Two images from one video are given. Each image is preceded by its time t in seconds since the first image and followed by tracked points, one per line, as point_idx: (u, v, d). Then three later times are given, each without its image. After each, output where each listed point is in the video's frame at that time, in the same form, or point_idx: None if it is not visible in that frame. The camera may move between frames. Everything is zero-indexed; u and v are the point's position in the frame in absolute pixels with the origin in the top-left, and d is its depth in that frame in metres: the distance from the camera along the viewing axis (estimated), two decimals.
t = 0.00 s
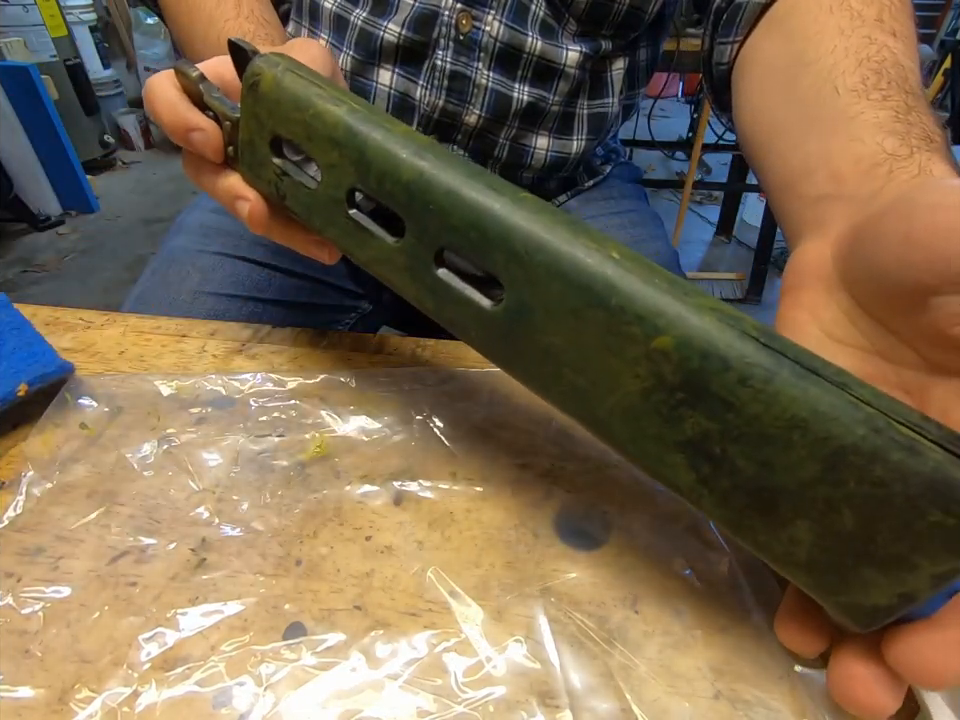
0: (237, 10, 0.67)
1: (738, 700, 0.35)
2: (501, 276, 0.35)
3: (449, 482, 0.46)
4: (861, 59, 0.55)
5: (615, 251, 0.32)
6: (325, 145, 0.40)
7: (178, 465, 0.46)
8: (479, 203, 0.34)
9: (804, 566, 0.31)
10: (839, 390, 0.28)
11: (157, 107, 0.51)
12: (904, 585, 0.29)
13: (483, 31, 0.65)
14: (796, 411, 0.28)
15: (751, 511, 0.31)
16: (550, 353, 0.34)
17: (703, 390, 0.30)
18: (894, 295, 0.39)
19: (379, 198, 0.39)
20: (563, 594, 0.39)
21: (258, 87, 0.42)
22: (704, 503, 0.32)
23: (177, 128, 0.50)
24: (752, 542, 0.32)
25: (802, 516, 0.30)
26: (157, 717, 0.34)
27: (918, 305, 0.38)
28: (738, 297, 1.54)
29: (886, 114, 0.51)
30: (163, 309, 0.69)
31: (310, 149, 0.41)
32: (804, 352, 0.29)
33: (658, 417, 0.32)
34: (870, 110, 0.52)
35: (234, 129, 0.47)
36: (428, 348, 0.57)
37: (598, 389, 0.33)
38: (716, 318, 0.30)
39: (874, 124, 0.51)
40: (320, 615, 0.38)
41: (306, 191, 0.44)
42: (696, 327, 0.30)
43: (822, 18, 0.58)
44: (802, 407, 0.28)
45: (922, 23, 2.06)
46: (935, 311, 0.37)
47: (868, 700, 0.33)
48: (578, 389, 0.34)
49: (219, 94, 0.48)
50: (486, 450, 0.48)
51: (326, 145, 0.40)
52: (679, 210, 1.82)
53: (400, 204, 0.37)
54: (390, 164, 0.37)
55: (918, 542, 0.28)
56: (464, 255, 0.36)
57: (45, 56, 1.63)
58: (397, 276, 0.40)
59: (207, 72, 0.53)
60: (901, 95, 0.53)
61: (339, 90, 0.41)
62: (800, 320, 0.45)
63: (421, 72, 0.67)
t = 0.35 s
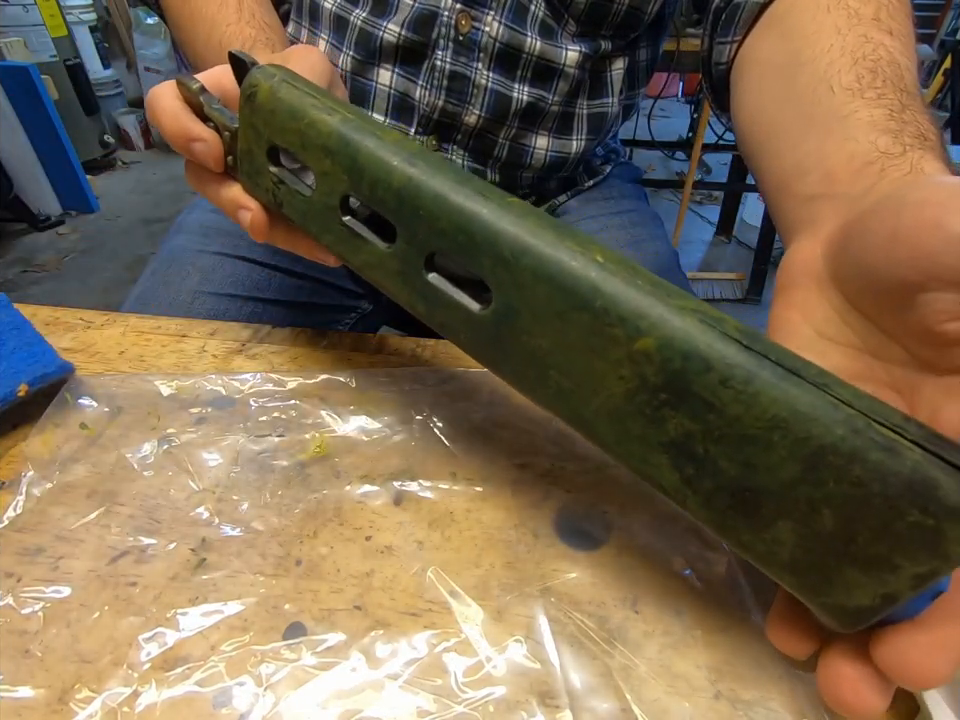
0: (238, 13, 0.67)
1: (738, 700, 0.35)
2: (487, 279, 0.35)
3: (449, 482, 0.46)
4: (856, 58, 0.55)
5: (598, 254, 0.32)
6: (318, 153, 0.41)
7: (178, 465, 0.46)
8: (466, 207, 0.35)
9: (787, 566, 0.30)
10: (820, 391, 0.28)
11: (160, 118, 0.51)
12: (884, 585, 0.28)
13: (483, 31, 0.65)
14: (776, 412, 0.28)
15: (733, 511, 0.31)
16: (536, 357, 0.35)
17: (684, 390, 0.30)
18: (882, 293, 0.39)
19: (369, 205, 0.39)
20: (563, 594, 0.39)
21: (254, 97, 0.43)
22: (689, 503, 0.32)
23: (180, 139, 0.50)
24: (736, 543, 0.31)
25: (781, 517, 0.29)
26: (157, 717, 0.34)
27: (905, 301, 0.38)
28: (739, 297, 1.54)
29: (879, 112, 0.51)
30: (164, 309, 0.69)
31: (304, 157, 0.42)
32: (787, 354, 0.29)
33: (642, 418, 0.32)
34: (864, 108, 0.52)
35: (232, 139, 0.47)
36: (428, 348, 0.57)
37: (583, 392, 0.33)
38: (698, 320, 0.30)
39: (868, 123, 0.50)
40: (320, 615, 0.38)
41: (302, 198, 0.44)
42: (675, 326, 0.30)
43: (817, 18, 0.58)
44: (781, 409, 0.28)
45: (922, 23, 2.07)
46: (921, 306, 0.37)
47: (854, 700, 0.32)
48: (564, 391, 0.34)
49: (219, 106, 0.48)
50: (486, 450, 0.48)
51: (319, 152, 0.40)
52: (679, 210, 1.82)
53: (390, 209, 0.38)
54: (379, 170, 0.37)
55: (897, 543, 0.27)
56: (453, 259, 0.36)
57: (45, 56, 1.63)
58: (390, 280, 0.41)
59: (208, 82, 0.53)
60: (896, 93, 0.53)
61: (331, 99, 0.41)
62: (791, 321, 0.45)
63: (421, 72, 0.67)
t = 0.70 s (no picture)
0: (220, 28, 0.69)
1: (738, 700, 0.35)
2: (394, 294, 0.36)
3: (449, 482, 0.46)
4: (825, 56, 0.55)
5: (486, 258, 0.33)
6: (225, 190, 0.41)
7: (178, 465, 0.46)
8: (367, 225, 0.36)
9: (689, 526, 0.31)
10: (695, 363, 0.28)
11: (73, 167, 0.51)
12: (771, 533, 0.28)
13: (483, 32, 0.65)
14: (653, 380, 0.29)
15: (638, 482, 0.31)
16: (449, 364, 0.35)
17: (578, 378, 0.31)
18: (809, 263, 0.39)
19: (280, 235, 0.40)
20: (563, 594, 0.39)
21: (161, 146, 0.44)
22: (602, 480, 0.33)
23: (93, 188, 0.50)
24: (649, 512, 0.32)
25: (679, 483, 0.30)
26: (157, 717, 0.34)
27: (827, 269, 0.37)
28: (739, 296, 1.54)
29: (839, 105, 0.51)
30: (165, 307, 0.70)
31: (215, 196, 0.42)
32: (666, 334, 0.30)
33: (548, 409, 0.32)
34: (825, 101, 0.51)
35: (149, 185, 0.48)
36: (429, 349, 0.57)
37: (494, 394, 0.34)
38: (581, 311, 0.31)
39: (829, 113, 0.50)
40: (320, 615, 0.38)
41: (220, 237, 0.45)
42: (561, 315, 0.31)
43: (799, 18, 0.58)
44: (660, 387, 0.29)
45: (924, 22, 2.07)
46: (839, 274, 0.37)
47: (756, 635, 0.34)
48: (479, 393, 0.35)
49: (130, 154, 0.48)
50: (485, 450, 0.48)
51: (226, 187, 0.41)
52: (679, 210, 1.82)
53: (298, 237, 0.39)
54: (282, 201, 0.38)
55: (774, 494, 0.27)
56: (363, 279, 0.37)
57: (44, 56, 1.66)
58: (315, 305, 0.41)
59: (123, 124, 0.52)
60: (857, 89, 0.53)
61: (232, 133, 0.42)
62: (740, 298, 0.45)
63: (421, 73, 0.67)
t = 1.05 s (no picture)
0: (208, 30, 0.69)
1: (738, 700, 0.35)
2: (337, 290, 0.37)
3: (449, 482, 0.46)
4: (802, 53, 0.55)
5: (418, 254, 0.35)
6: (177, 198, 0.43)
7: (177, 465, 0.46)
8: (308, 224, 0.37)
9: (622, 501, 0.31)
10: (611, 341, 0.30)
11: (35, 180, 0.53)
12: (694, 503, 0.29)
13: (482, 32, 0.65)
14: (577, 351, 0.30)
15: (569, 459, 0.32)
16: (391, 355, 0.37)
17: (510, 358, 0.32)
18: (759, 239, 0.39)
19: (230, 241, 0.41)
20: (562, 595, 0.39)
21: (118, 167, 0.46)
22: (539, 462, 0.33)
23: (53, 203, 0.53)
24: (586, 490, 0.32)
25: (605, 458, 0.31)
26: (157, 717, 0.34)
27: (776, 247, 0.38)
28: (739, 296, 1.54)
29: (809, 96, 0.51)
30: (164, 306, 0.70)
31: (171, 209, 0.44)
32: (585, 316, 0.31)
33: (482, 394, 0.34)
34: (796, 93, 0.51)
35: (107, 198, 0.50)
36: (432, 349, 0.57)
37: (436, 382, 0.35)
38: (506, 296, 0.32)
39: (800, 104, 0.50)
40: (320, 615, 0.38)
41: (175, 245, 0.46)
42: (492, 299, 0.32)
43: (784, 17, 0.58)
44: (575, 369, 0.30)
45: (924, 23, 2.07)
46: (787, 251, 0.37)
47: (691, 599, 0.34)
48: (422, 381, 0.36)
49: (88, 170, 0.50)
50: (485, 450, 0.48)
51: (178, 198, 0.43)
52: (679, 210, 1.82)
53: (245, 242, 0.40)
54: (229, 208, 0.40)
55: (688, 462, 0.28)
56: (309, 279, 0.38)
57: (44, 56, 1.66)
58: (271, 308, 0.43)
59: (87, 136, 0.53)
60: (827, 81, 0.52)
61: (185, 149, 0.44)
62: (705, 286, 0.45)
63: (419, 72, 0.67)
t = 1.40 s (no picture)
0: (209, 28, 0.69)
1: (738, 700, 0.35)
2: (369, 238, 0.37)
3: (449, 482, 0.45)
4: (791, 56, 0.55)
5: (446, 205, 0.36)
6: (204, 157, 0.42)
7: (177, 465, 0.46)
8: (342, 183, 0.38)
9: (655, 434, 0.31)
10: (646, 273, 0.32)
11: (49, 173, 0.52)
12: (731, 420, 0.29)
13: (482, 31, 0.65)
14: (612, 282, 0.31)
15: (604, 393, 0.32)
16: (420, 305, 0.36)
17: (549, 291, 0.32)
18: (748, 227, 0.41)
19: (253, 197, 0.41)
20: (563, 594, 0.39)
21: (142, 130, 0.45)
22: (567, 401, 0.33)
23: (70, 191, 0.52)
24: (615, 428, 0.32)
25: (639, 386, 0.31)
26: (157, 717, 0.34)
27: (765, 232, 0.39)
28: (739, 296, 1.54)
29: (794, 98, 0.51)
30: (163, 306, 0.70)
31: (196, 168, 0.43)
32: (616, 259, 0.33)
33: (514, 333, 0.34)
34: (782, 95, 0.51)
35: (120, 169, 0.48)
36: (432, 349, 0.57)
37: (462, 327, 0.35)
38: (543, 240, 0.34)
39: (785, 107, 0.50)
40: (320, 615, 0.38)
41: (189, 210, 0.44)
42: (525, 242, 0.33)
43: (776, 19, 0.59)
44: (609, 300, 0.31)
45: (924, 23, 2.07)
46: (777, 235, 0.38)
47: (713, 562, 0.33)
48: (450, 329, 0.36)
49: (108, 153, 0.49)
50: (485, 450, 0.48)
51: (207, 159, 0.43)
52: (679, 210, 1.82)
53: (273, 198, 0.40)
54: (261, 166, 0.40)
55: (725, 374, 0.29)
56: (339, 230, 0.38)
57: (44, 56, 1.66)
58: (280, 270, 0.41)
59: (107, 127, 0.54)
60: (812, 83, 0.52)
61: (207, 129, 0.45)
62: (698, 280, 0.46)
63: (419, 71, 0.67)
